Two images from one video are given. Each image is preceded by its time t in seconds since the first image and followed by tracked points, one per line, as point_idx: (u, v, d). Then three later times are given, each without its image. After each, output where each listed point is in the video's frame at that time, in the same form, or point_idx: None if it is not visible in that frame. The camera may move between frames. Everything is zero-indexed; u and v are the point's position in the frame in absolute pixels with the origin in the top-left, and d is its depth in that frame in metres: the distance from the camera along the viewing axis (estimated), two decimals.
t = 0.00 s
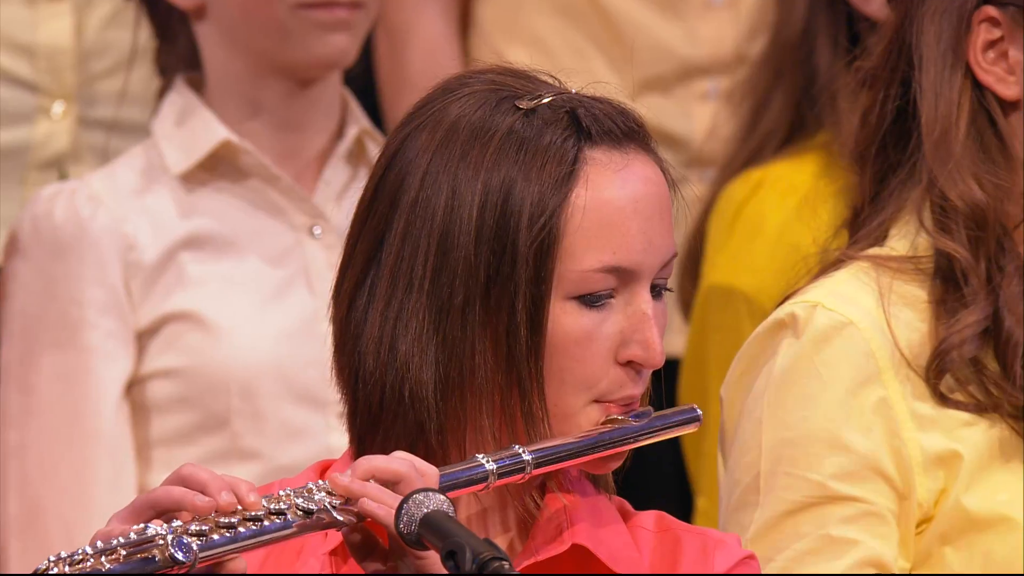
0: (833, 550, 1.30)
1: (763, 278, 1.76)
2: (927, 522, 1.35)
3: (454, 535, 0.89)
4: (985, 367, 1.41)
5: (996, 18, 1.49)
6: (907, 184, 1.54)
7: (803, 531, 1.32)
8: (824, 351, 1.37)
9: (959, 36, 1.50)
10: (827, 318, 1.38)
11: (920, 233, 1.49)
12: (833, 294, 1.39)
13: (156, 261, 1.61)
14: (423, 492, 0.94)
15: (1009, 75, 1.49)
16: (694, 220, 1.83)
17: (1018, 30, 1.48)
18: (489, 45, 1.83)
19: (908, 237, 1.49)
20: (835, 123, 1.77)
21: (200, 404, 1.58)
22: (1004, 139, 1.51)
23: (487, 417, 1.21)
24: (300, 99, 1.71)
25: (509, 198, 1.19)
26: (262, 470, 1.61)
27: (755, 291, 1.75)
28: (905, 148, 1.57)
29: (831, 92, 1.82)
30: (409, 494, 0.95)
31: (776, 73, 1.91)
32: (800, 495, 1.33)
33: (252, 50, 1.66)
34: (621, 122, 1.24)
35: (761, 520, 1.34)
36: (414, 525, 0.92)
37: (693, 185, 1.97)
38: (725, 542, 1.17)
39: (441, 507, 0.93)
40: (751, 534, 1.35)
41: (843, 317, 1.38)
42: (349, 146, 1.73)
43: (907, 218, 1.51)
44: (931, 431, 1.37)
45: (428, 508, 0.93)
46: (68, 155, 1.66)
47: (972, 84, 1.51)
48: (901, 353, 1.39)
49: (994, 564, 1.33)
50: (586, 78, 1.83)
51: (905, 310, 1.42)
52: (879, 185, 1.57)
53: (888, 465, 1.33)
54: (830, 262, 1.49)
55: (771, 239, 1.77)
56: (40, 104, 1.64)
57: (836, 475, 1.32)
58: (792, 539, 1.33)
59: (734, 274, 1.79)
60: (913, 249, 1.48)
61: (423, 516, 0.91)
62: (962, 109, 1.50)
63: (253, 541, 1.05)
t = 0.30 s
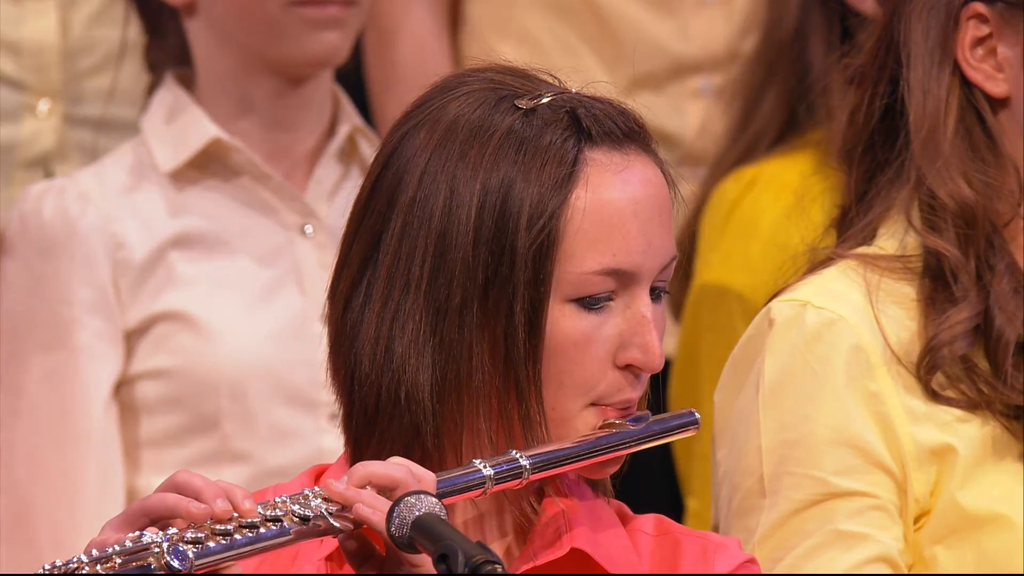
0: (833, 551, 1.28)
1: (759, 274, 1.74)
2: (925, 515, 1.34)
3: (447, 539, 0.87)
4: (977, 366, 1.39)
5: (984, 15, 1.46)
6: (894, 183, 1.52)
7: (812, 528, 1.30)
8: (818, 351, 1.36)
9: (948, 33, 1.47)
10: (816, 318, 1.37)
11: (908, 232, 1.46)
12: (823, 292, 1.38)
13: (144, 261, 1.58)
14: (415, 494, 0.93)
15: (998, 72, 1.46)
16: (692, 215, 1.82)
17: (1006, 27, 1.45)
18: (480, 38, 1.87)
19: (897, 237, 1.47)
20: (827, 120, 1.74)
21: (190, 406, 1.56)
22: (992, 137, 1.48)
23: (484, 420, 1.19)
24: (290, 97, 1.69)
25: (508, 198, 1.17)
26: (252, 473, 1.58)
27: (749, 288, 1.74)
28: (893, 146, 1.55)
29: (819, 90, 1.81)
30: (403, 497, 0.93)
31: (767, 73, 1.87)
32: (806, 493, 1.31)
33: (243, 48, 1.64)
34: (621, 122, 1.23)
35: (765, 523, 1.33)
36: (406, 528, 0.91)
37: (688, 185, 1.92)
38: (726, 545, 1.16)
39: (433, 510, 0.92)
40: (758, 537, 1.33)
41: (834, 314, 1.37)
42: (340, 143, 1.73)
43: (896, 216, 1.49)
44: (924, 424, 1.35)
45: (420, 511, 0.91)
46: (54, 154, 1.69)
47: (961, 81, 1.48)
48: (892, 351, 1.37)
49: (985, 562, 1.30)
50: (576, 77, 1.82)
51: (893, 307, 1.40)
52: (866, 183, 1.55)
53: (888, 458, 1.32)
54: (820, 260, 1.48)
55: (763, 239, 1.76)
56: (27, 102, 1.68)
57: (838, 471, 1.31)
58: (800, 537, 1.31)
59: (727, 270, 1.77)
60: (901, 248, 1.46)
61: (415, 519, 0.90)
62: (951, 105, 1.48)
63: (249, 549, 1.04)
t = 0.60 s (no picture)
0: (834, 554, 1.27)
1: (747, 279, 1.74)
2: (926, 517, 1.33)
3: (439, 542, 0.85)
4: (974, 368, 1.38)
5: (981, 13, 1.45)
6: (889, 182, 1.50)
7: (814, 531, 1.29)
8: (815, 352, 1.35)
9: (942, 31, 1.46)
10: (811, 319, 1.36)
11: (906, 233, 1.46)
12: (820, 292, 1.38)
13: (131, 260, 1.56)
14: (406, 497, 0.90)
15: (994, 71, 1.45)
16: (691, 212, 1.77)
17: (1004, 26, 1.44)
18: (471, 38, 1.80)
19: (894, 236, 1.47)
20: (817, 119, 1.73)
21: (178, 408, 1.54)
22: (990, 135, 1.47)
23: (483, 422, 1.18)
24: (280, 94, 1.67)
25: (505, 197, 1.16)
26: (240, 476, 1.56)
27: (739, 291, 1.72)
28: (889, 146, 1.54)
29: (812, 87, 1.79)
30: (393, 499, 0.91)
31: (759, 70, 1.87)
32: (807, 496, 1.30)
33: (232, 45, 1.62)
34: (619, 120, 1.22)
35: (766, 526, 1.32)
36: (396, 531, 0.88)
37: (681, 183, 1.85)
38: (726, 549, 1.15)
39: (424, 513, 0.89)
40: (759, 540, 1.32)
41: (830, 314, 1.36)
42: (331, 141, 1.71)
43: (891, 217, 1.48)
44: (924, 425, 1.34)
45: (411, 514, 0.89)
46: (39, 154, 1.66)
47: (958, 80, 1.47)
48: (890, 353, 1.36)
49: (985, 564, 1.29)
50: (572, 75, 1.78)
51: (890, 309, 1.40)
52: (861, 183, 1.54)
53: (888, 460, 1.31)
54: (814, 262, 1.47)
55: (757, 240, 1.75)
56: (11, 100, 1.66)
57: (838, 474, 1.30)
58: (801, 540, 1.30)
59: (716, 275, 1.76)
60: (897, 249, 1.45)
61: (405, 523, 0.87)
62: (948, 106, 1.47)
63: (245, 553, 1.01)
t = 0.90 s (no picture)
0: (836, 558, 1.26)
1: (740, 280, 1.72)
2: (928, 519, 1.32)
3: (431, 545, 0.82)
4: (978, 369, 1.37)
5: (979, 10, 1.45)
6: (890, 183, 1.50)
7: (815, 534, 1.28)
8: (817, 351, 1.34)
9: (943, 28, 1.46)
10: (813, 318, 1.35)
11: (907, 233, 1.45)
12: (820, 291, 1.36)
13: (118, 261, 1.54)
14: (398, 499, 0.87)
15: (995, 68, 1.45)
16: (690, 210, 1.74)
17: (1004, 23, 1.44)
18: (461, 33, 1.75)
19: (896, 234, 1.46)
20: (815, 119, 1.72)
21: (166, 410, 1.51)
22: (991, 133, 1.46)
23: (481, 422, 1.16)
24: (268, 92, 1.66)
25: (501, 194, 1.14)
26: (228, 478, 1.54)
27: (733, 293, 1.71)
28: (889, 147, 1.54)
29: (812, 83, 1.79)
30: (384, 502, 0.87)
31: (754, 68, 1.87)
32: (807, 497, 1.29)
33: (220, 41, 1.60)
34: (615, 115, 1.20)
35: (766, 529, 1.31)
36: (388, 534, 0.85)
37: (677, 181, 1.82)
38: (728, 552, 1.13)
39: (417, 516, 0.86)
40: (760, 541, 1.30)
41: (832, 314, 1.35)
42: (321, 140, 1.70)
43: (893, 215, 1.47)
44: (926, 426, 1.33)
45: (403, 517, 0.85)
46: (24, 152, 1.62)
47: (958, 78, 1.47)
48: (893, 353, 1.35)
49: (989, 566, 1.29)
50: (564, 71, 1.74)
51: (891, 308, 1.39)
52: (860, 185, 1.54)
53: (890, 460, 1.30)
54: (814, 261, 1.46)
55: (750, 241, 1.74)
56: None
57: (840, 476, 1.29)
58: (802, 543, 1.28)
59: (710, 275, 1.74)
60: (899, 248, 1.44)
61: (398, 527, 0.84)
62: (948, 105, 1.46)
63: (240, 555, 0.99)
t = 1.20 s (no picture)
0: (836, 555, 1.25)
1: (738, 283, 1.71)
2: (926, 517, 1.31)
3: (423, 548, 0.80)
4: (976, 369, 1.36)
5: (983, 8, 1.43)
6: (886, 175, 1.50)
7: (815, 531, 1.27)
8: (812, 347, 1.33)
9: (945, 25, 1.44)
10: (807, 317, 1.34)
11: (903, 230, 1.44)
12: (815, 289, 1.36)
13: (104, 261, 1.52)
14: (388, 502, 0.85)
15: (997, 68, 1.43)
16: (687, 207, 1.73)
17: (1006, 24, 1.42)
18: (455, 32, 1.70)
19: (892, 234, 1.45)
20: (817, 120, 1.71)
21: (152, 413, 1.49)
22: (991, 133, 1.45)
23: (478, 423, 1.14)
24: (254, 89, 1.64)
25: (496, 191, 1.12)
26: (216, 481, 1.52)
27: (729, 293, 1.70)
28: (887, 140, 1.54)
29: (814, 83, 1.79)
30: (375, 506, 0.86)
31: (752, 64, 1.87)
32: (808, 496, 1.29)
33: (207, 38, 1.57)
34: (612, 111, 1.19)
35: (766, 527, 1.30)
36: (379, 538, 0.83)
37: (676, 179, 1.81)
38: (728, 553, 1.11)
39: (408, 519, 0.84)
40: (759, 541, 1.30)
41: (826, 312, 1.34)
42: (307, 138, 1.67)
43: (887, 213, 1.47)
44: (925, 423, 1.32)
45: (394, 520, 0.83)
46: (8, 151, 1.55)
47: (959, 77, 1.46)
48: (890, 352, 1.35)
49: (987, 564, 1.28)
50: (559, 68, 1.72)
51: (888, 306, 1.38)
52: (857, 177, 1.54)
53: (888, 458, 1.30)
54: (807, 258, 1.45)
55: (744, 240, 1.73)
56: None
57: (840, 473, 1.28)
58: (802, 541, 1.28)
59: (707, 276, 1.73)
60: (895, 245, 1.44)
61: (388, 529, 0.82)
62: (948, 103, 1.45)
63: (228, 554, 0.97)
